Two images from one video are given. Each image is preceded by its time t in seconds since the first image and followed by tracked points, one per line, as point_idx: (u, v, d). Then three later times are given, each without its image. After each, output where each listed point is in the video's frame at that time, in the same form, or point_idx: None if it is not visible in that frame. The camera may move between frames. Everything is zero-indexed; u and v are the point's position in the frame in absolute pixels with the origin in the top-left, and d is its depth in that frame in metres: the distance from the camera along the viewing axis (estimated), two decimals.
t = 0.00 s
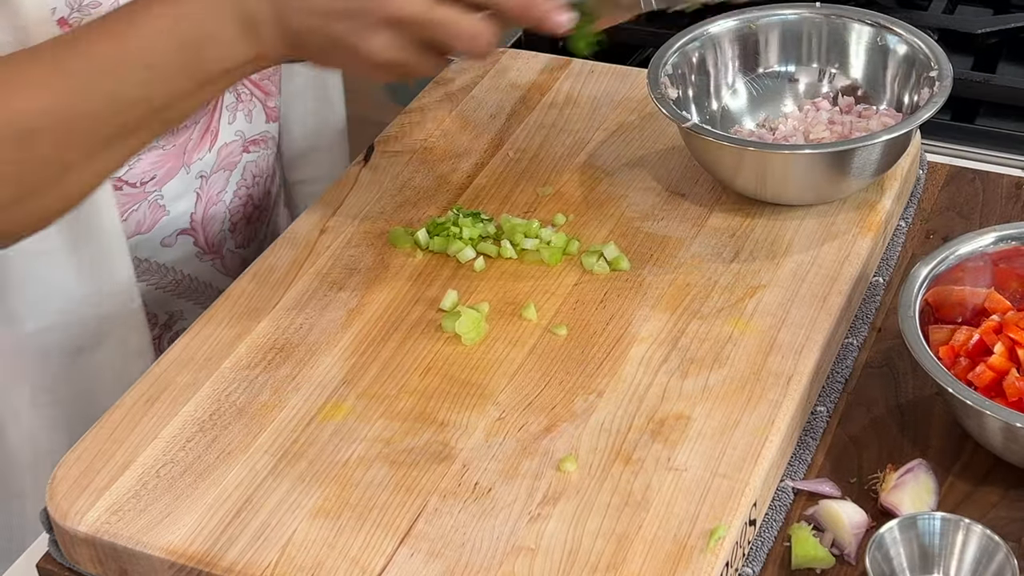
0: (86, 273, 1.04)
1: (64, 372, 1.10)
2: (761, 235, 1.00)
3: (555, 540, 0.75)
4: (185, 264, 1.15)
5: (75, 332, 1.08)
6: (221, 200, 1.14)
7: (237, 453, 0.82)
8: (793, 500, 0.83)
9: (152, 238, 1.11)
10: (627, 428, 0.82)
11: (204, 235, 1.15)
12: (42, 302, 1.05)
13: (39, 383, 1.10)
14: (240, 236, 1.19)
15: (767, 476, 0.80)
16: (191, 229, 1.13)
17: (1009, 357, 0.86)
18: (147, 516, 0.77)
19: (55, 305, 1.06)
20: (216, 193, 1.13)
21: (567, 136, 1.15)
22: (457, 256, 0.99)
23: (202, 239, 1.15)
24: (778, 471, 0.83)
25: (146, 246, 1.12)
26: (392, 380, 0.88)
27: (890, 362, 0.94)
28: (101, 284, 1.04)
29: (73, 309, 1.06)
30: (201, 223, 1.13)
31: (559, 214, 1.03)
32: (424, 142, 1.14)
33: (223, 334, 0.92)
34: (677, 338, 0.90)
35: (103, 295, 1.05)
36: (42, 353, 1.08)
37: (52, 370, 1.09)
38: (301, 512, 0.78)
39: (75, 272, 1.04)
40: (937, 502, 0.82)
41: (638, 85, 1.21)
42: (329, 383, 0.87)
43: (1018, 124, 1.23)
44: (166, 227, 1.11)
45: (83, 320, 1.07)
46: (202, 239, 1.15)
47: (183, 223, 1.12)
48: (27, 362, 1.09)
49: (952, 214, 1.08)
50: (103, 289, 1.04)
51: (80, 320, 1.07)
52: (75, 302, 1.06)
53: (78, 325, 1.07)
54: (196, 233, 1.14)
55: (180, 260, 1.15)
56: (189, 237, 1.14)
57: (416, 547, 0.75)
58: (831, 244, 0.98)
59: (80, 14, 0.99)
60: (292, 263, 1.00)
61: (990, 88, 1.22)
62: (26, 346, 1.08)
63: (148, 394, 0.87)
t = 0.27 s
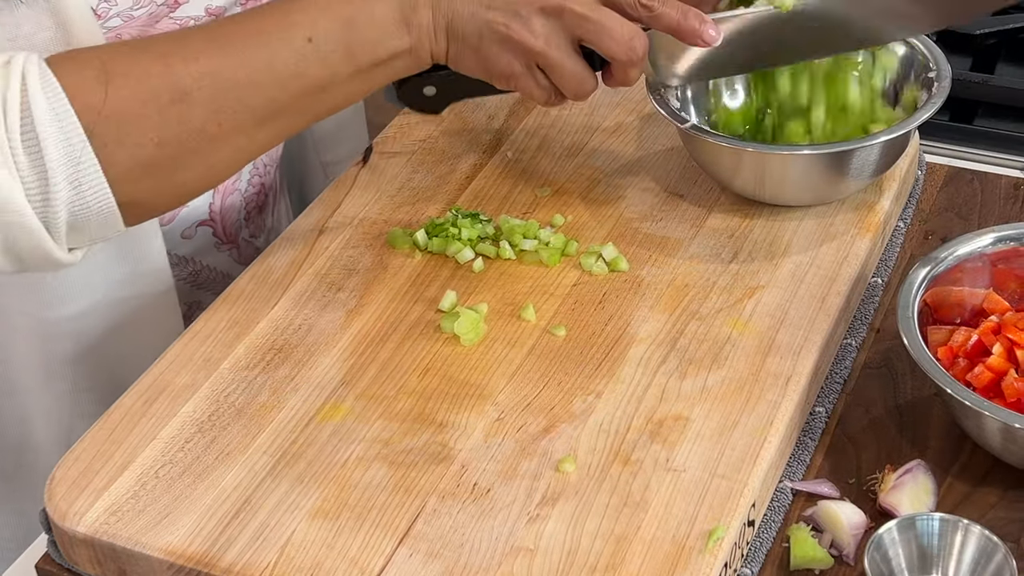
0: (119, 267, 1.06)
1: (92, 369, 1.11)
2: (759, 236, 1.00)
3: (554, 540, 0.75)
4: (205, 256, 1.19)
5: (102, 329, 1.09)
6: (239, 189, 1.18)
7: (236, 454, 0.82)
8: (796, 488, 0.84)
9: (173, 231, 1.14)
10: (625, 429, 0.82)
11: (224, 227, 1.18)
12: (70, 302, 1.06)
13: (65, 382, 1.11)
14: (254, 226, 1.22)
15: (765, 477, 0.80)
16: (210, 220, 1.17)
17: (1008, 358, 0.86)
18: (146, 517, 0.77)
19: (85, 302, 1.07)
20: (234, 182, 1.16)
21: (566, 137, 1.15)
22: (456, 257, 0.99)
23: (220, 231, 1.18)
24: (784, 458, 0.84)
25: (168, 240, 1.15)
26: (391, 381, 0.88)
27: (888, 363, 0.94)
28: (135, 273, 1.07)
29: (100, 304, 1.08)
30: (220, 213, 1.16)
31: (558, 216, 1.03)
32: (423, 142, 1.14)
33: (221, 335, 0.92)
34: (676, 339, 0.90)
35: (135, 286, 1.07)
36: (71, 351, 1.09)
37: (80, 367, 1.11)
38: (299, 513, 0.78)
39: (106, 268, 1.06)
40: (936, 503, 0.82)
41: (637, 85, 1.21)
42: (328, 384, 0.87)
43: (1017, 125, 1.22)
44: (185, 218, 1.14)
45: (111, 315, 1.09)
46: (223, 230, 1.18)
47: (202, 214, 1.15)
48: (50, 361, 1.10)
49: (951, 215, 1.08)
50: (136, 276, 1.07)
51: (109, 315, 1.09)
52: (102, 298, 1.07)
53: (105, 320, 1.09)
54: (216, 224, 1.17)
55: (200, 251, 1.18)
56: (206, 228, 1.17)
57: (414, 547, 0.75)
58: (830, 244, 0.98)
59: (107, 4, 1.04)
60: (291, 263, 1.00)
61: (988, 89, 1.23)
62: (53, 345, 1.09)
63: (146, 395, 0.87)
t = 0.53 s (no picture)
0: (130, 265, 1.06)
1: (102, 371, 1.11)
2: (758, 236, 1.00)
3: (553, 541, 0.75)
4: (212, 257, 1.18)
5: (112, 329, 1.09)
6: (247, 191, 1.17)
7: (234, 455, 0.82)
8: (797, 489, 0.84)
9: (182, 233, 1.13)
10: (624, 430, 0.82)
11: (233, 228, 1.17)
12: (81, 301, 1.06)
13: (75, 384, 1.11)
14: (262, 227, 1.21)
15: (763, 478, 0.80)
16: (219, 223, 1.15)
17: (1006, 359, 0.86)
18: (145, 517, 0.77)
19: (95, 303, 1.07)
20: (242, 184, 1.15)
21: (565, 138, 1.15)
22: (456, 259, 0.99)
23: (228, 232, 1.17)
24: (785, 457, 0.85)
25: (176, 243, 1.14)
26: (389, 383, 0.88)
27: (887, 363, 0.94)
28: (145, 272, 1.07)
29: (110, 304, 1.08)
30: (229, 215, 1.16)
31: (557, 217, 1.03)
32: (422, 143, 1.14)
33: (220, 336, 0.92)
34: (675, 339, 0.90)
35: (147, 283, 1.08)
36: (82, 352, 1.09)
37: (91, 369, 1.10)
38: (298, 514, 0.78)
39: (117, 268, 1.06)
40: (935, 504, 0.82)
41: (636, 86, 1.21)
42: (327, 385, 0.87)
43: (1016, 125, 1.22)
44: (194, 222, 1.13)
45: (121, 314, 1.09)
46: (231, 232, 1.17)
47: (211, 216, 1.14)
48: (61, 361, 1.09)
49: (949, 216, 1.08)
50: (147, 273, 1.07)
51: (119, 315, 1.09)
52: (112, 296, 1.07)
53: (114, 319, 1.09)
54: (225, 226, 1.16)
55: (209, 254, 1.17)
56: (214, 231, 1.16)
57: (413, 548, 0.75)
58: (829, 245, 0.98)
59: (118, 6, 1.00)
60: (290, 264, 1.00)
61: (987, 89, 1.24)
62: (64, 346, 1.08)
63: (145, 396, 0.87)
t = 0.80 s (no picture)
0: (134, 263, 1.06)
1: (106, 369, 1.11)
2: (756, 237, 1.00)
3: (551, 542, 0.75)
4: (216, 259, 1.18)
5: (116, 328, 1.09)
6: (250, 192, 1.17)
7: (233, 456, 0.82)
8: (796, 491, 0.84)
9: (186, 234, 1.13)
10: (622, 431, 0.82)
11: (236, 231, 1.17)
12: (85, 300, 1.06)
13: (80, 383, 1.11)
14: (265, 228, 1.21)
15: (762, 480, 0.80)
16: (222, 224, 1.15)
17: (1004, 360, 0.86)
18: (143, 518, 0.77)
19: (99, 301, 1.07)
20: (246, 186, 1.16)
21: (563, 139, 1.15)
22: (454, 260, 0.99)
23: (232, 234, 1.17)
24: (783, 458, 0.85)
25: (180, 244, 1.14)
26: (388, 384, 0.88)
27: (885, 364, 0.94)
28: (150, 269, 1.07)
29: (113, 302, 1.08)
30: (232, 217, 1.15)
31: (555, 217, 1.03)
32: (420, 144, 1.14)
33: (218, 337, 0.92)
34: (673, 340, 0.90)
35: (151, 282, 1.07)
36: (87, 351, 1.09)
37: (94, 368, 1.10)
38: (297, 515, 0.78)
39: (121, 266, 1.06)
40: (933, 504, 0.82)
41: (634, 87, 1.21)
42: (325, 386, 0.87)
43: (1013, 126, 1.23)
44: (197, 222, 1.13)
45: (125, 312, 1.08)
46: (235, 235, 1.17)
47: (214, 218, 1.14)
48: (64, 361, 1.09)
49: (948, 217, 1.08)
50: (150, 272, 1.07)
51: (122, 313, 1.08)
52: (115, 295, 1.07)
53: (118, 318, 1.09)
54: (228, 228, 1.16)
55: (211, 255, 1.17)
56: (217, 232, 1.16)
57: (411, 549, 0.75)
58: (827, 246, 0.98)
59: (122, 7, 0.99)
60: (289, 265, 1.00)
61: (986, 90, 1.23)
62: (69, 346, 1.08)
63: (144, 397, 0.87)
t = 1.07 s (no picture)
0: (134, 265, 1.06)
1: (107, 370, 1.10)
2: (755, 238, 1.00)
3: (550, 542, 0.75)
4: (218, 262, 1.18)
5: (118, 329, 1.09)
6: (253, 196, 1.17)
7: (232, 456, 0.82)
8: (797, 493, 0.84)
9: (188, 237, 1.13)
10: (621, 432, 0.82)
11: (238, 234, 1.17)
12: (86, 303, 1.05)
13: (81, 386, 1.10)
14: (266, 231, 1.21)
15: (761, 480, 0.80)
16: (225, 227, 1.16)
17: (1004, 361, 0.86)
18: (143, 519, 0.77)
19: (100, 304, 1.06)
20: (248, 190, 1.16)
21: (562, 140, 1.15)
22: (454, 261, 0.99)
23: (234, 237, 1.17)
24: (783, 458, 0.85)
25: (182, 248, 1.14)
26: (387, 384, 0.88)
27: (884, 365, 0.94)
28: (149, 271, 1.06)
29: (116, 304, 1.07)
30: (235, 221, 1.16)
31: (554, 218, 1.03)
32: (419, 144, 1.14)
33: (218, 337, 0.92)
34: (672, 341, 0.90)
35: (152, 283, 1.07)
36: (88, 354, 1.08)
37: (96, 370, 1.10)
38: (296, 515, 0.78)
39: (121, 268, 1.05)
40: (932, 505, 0.82)
41: (633, 88, 1.21)
42: (325, 387, 0.87)
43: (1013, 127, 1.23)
44: (200, 225, 1.13)
45: (126, 314, 1.08)
46: (237, 238, 1.17)
47: (216, 221, 1.14)
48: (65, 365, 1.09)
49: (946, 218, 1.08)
50: (152, 274, 1.07)
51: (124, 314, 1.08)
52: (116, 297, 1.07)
53: (119, 320, 1.08)
54: (230, 231, 1.16)
55: (213, 258, 1.17)
56: (219, 235, 1.16)
57: (411, 550, 0.75)
58: (826, 247, 0.98)
59: (123, 10, 0.99)
60: (288, 266, 1.00)
61: (985, 91, 1.23)
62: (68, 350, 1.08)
63: (143, 398, 0.87)
